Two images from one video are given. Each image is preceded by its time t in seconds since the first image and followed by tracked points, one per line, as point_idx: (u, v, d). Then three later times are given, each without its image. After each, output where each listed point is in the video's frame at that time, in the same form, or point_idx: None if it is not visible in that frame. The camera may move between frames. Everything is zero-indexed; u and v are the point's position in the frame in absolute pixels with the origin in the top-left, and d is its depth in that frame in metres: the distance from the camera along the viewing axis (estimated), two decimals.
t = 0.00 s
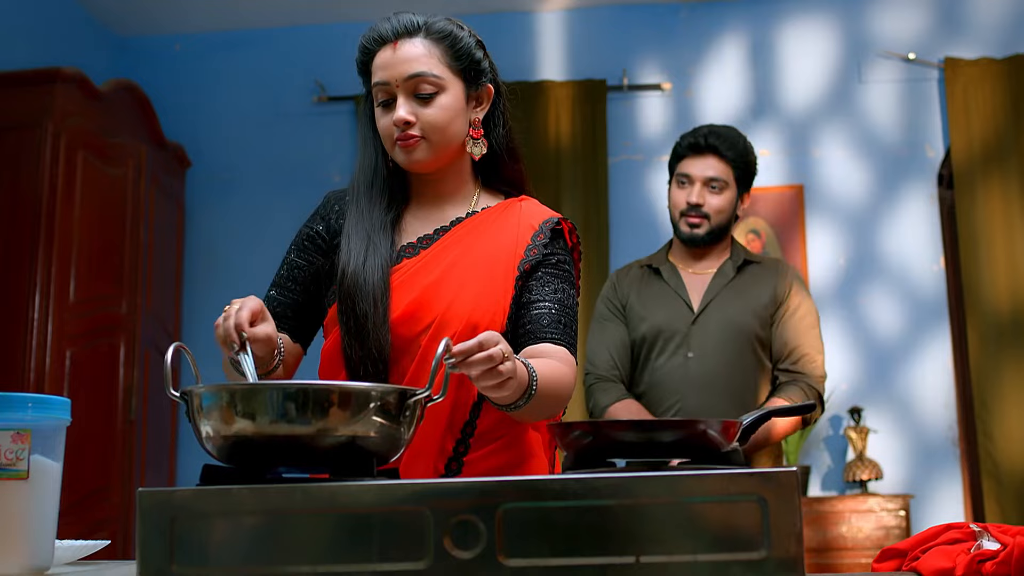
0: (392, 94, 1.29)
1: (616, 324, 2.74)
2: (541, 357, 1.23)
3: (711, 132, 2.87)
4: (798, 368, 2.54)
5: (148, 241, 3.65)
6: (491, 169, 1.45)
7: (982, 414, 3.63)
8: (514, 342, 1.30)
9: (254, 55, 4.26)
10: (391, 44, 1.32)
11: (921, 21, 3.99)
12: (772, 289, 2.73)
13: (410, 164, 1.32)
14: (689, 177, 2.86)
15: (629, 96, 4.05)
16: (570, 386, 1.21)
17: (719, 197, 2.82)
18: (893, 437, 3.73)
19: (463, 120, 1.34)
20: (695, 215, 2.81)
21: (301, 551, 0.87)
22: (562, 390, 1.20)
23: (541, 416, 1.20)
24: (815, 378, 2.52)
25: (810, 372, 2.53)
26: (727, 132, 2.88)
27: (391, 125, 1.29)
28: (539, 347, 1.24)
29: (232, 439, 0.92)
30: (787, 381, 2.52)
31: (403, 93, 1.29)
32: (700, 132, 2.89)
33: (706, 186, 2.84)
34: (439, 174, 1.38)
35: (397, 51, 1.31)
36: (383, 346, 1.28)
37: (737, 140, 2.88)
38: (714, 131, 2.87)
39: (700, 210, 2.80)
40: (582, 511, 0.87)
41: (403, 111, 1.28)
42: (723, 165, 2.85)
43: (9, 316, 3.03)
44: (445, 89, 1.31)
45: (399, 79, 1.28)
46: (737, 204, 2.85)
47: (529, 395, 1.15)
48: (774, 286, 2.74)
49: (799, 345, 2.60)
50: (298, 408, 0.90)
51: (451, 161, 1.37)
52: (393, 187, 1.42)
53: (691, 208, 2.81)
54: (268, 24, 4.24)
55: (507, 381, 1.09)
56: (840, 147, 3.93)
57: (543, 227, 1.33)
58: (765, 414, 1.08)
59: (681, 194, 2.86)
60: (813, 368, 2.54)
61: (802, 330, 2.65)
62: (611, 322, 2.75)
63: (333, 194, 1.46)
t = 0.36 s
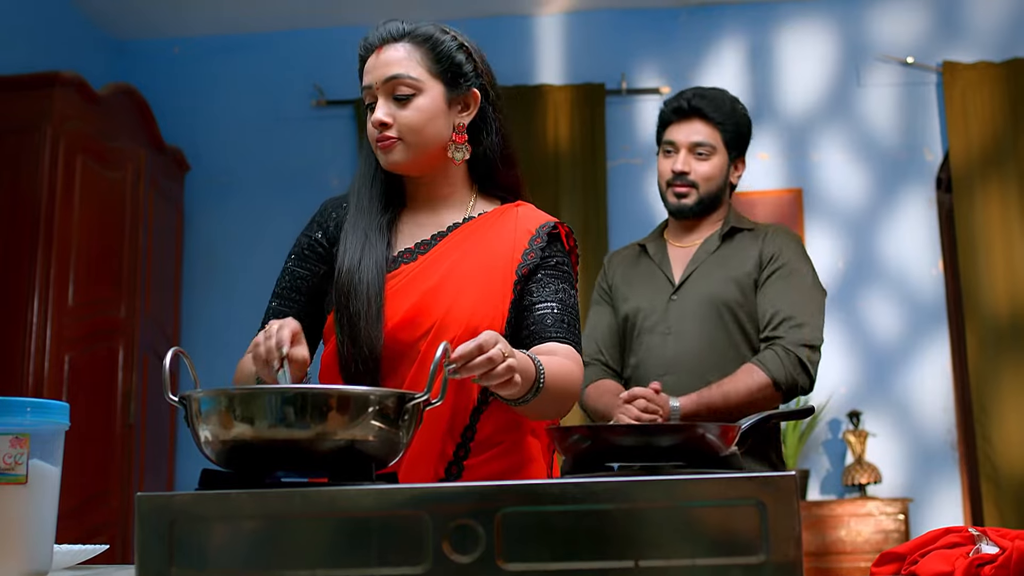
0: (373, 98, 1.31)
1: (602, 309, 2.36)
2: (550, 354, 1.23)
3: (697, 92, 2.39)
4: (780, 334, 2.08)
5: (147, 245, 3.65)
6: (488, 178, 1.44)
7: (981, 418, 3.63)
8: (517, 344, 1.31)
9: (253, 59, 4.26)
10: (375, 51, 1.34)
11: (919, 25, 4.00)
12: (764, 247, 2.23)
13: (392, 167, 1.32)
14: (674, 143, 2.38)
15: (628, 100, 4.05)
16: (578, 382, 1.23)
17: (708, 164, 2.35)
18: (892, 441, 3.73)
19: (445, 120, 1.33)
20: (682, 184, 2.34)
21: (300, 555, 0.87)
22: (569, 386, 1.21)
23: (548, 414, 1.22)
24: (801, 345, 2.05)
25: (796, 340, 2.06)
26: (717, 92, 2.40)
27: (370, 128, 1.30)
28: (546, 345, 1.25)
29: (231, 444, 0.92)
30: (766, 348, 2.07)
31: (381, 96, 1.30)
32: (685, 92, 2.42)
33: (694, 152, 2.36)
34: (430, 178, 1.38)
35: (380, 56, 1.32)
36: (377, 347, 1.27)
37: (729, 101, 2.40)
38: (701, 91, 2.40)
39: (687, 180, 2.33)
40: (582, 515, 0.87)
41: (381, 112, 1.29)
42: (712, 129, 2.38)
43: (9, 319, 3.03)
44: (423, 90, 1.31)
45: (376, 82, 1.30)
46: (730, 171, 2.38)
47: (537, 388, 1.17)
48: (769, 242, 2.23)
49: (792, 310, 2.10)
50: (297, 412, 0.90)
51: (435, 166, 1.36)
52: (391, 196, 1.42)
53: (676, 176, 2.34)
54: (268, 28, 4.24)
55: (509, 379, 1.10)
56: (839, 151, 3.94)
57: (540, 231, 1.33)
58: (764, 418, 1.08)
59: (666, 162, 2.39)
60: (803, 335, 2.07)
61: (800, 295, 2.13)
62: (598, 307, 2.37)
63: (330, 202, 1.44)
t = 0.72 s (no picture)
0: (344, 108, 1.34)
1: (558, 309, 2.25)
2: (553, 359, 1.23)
3: (664, 80, 2.35)
4: (757, 343, 2.03)
5: (147, 248, 3.65)
6: (470, 178, 1.42)
7: (981, 421, 3.63)
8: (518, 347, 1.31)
9: (252, 63, 4.26)
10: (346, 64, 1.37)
11: (918, 29, 4.00)
12: (735, 249, 2.18)
13: (365, 175, 1.34)
14: (639, 131, 2.33)
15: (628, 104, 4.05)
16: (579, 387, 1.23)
17: (675, 154, 2.30)
18: (892, 445, 3.73)
19: (411, 125, 1.33)
20: (646, 174, 2.29)
21: (300, 559, 0.87)
22: (570, 391, 1.21)
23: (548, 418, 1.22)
24: (777, 354, 2.02)
25: (773, 349, 2.02)
26: (684, 81, 2.37)
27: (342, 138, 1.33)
28: (550, 350, 1.25)
29: (230, 448, 0.91)
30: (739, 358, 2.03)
31: (350, 106, 1.33)
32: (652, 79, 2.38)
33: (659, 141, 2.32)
34: (405, 179, 1.37)
35: (350, 67, 1.34)
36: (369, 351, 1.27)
37: (697, 90, 2.37)
38: (668, 79, 2.36)
39: (653, 168, 2.28)
40: (581, 519, 0.87)
41: (348, 121, 1.31)
42: (680, 118, 2.34)
43: (9, 323, 3.03)
44: (386, 97, 1.32)
45: (344, 94, 1.33)
46: (696, 162, 2.34)
47: (537, 393, 1.17)
48: (742, 244, 2.19)
49: (767, 316, 2.06)
50: (297, 416, 0.90)
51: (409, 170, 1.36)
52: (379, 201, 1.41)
53: (642, 165, 2.29)
54: (267, 32, 4.25)
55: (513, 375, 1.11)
56: (838, 154, 3.94)
57: (532, 230, 1.33)
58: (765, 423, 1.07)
59: (631, 151, 2.33)
60: (779, 343, 2.03)
61: (775, 300, 2.08)
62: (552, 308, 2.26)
63: (323, 213, 1.44)
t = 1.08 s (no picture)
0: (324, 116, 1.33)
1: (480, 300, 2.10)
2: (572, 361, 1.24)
3: (606, 63, 2.25)
4: (698, 340, 2.00)
5: (149, 252, 3.65)
6: (451, 181, 1.41)
7: (982, 426, 3.63)
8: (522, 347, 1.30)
9: (254, 67, 4.27)
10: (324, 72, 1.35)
11: (919, 33, 4.00)
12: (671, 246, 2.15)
13: (347, 182, 1.33)
14: (578, 116, 2.23)
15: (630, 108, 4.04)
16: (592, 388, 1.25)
17: (614, 139, 2.22)
18: (894, 449, 3.73)
19: (390, 131, 1.33)
20: (584, 158, 2.19)
21: (302, 563, 0.87)
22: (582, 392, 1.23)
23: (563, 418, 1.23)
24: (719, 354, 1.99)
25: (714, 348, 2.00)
26: (626, 64, 2.28)
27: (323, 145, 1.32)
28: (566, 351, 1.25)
29: (232, 452, 0.91)
30: (681, 354, 1.99)
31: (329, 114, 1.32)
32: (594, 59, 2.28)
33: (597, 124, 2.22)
34: (387, 183, 1.36)
35: (329, 76, 1.34)
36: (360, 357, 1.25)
37: (639, 73, 2.28)
38: (610, 62, 2.26)
39: (591, 153, 2.18)
40: (582, 524, 0.87)
41: (328, 129, 1.30)
42: (620, 101, 2.25)
43: (10, 328, 3.03)
44: (365, 104, 1.31)
45: (323, 101, 1.32)
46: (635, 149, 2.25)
47: (559, 396, 1.19)
48: (677, 242, 2.16)
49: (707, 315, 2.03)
50: (299, 421, 0.90)
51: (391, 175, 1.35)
52: (363, 206, 1.40)
53: (579, 150, 2.19)
54: (269, 37, 4.25)
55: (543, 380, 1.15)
56: (839, 158, 3.94)
57: (519, 229, 1.32)
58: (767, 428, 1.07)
59: (569, 135, 2.23)
60: (718, 342, 2.01)
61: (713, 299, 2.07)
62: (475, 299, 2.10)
63: (308, 226, 1.44)
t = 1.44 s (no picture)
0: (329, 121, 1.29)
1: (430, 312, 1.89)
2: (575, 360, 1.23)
3: (560, 49, 2.05)
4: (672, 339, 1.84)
5: (154, 254, 3.66)
6: (447, 182, 1.39)
7: (987, 427, 3.62)
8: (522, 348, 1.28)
9: (258, 69, 4.28)
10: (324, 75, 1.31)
11: (923, 34, 4.00)
12: (626, 239, 1.96)
13: (355, 186, 1.30)
14: (530, 106, 2.03)
15: (633, 110, 4.03)
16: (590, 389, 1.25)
17: (569, 132, 2.03)
18: (898, 450, 3.72)
19: (398, 136, 1.31)
20: (536, 152, 2.00)
21: (306, 564, 0.87)
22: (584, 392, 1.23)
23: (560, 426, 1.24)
24: (697, 350, 1.85)
25: (691, 345, 1.84)
26: (578, 52, 2.08)
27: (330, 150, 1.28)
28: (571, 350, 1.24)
29: (236, 454, 0.91)
30: (656, 355, 1.84)
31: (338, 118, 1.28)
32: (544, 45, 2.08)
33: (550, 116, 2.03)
34: (389, 185, 1.34)
35: (331, 81, 1.30)
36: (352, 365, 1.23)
37: (592, 64, 2.09)
38: (564, 49, 2.07)
39: (545, 147, 1.99)
40: (586, 526, 0.86)
41: (337, 134, 1.27)
42: (573, 91, 2.06)
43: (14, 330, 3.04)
44: (374, 109, 1.29)
45: (331, 105, 1.28)
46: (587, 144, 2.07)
47: (566, 392, 1.20)
48: (631, 234, 1.98)
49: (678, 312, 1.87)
50: (303, 423, 0.90)
51: (397, 177, 1.33)
52: (358, 214, 1.38)
53: (532, 142, 1.99)
54: (273, 39, 4.26)
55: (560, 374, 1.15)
56: (843, 160, 3.94)
57: (517, 228, 1.31)
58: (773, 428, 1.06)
59: (521, 125, 2.03)
60: (694, 338, 1.86)
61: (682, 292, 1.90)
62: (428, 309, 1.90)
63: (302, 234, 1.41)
